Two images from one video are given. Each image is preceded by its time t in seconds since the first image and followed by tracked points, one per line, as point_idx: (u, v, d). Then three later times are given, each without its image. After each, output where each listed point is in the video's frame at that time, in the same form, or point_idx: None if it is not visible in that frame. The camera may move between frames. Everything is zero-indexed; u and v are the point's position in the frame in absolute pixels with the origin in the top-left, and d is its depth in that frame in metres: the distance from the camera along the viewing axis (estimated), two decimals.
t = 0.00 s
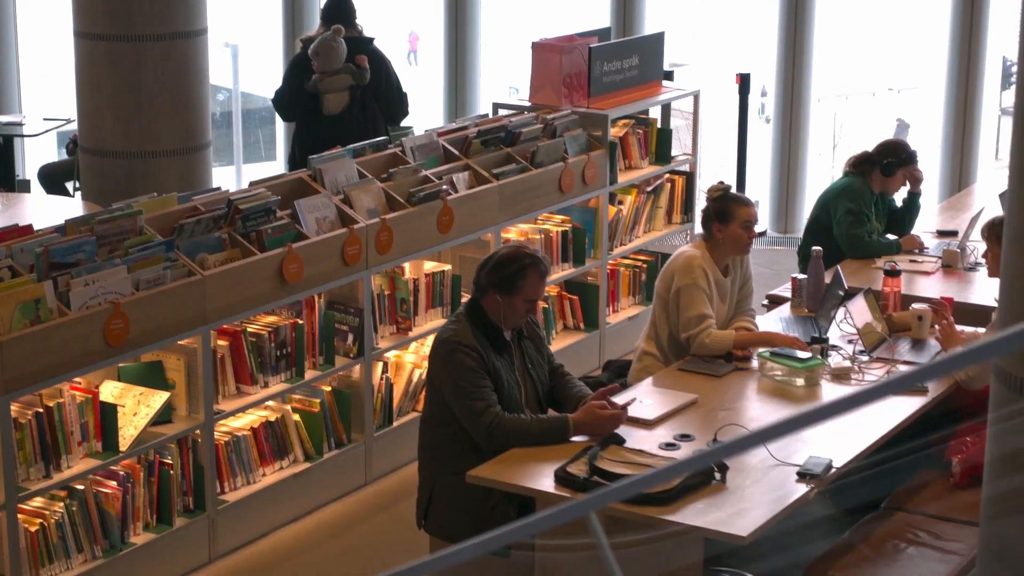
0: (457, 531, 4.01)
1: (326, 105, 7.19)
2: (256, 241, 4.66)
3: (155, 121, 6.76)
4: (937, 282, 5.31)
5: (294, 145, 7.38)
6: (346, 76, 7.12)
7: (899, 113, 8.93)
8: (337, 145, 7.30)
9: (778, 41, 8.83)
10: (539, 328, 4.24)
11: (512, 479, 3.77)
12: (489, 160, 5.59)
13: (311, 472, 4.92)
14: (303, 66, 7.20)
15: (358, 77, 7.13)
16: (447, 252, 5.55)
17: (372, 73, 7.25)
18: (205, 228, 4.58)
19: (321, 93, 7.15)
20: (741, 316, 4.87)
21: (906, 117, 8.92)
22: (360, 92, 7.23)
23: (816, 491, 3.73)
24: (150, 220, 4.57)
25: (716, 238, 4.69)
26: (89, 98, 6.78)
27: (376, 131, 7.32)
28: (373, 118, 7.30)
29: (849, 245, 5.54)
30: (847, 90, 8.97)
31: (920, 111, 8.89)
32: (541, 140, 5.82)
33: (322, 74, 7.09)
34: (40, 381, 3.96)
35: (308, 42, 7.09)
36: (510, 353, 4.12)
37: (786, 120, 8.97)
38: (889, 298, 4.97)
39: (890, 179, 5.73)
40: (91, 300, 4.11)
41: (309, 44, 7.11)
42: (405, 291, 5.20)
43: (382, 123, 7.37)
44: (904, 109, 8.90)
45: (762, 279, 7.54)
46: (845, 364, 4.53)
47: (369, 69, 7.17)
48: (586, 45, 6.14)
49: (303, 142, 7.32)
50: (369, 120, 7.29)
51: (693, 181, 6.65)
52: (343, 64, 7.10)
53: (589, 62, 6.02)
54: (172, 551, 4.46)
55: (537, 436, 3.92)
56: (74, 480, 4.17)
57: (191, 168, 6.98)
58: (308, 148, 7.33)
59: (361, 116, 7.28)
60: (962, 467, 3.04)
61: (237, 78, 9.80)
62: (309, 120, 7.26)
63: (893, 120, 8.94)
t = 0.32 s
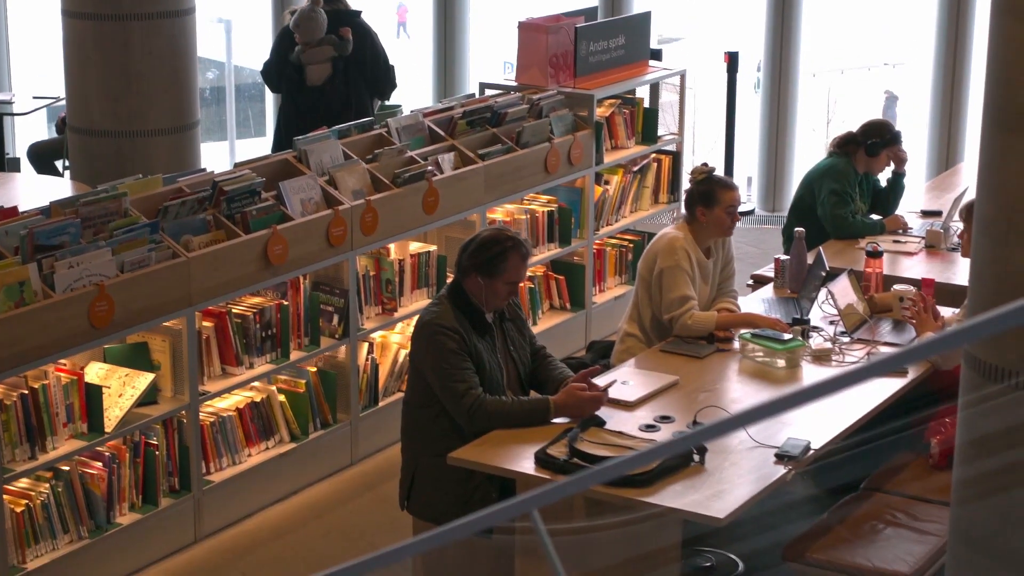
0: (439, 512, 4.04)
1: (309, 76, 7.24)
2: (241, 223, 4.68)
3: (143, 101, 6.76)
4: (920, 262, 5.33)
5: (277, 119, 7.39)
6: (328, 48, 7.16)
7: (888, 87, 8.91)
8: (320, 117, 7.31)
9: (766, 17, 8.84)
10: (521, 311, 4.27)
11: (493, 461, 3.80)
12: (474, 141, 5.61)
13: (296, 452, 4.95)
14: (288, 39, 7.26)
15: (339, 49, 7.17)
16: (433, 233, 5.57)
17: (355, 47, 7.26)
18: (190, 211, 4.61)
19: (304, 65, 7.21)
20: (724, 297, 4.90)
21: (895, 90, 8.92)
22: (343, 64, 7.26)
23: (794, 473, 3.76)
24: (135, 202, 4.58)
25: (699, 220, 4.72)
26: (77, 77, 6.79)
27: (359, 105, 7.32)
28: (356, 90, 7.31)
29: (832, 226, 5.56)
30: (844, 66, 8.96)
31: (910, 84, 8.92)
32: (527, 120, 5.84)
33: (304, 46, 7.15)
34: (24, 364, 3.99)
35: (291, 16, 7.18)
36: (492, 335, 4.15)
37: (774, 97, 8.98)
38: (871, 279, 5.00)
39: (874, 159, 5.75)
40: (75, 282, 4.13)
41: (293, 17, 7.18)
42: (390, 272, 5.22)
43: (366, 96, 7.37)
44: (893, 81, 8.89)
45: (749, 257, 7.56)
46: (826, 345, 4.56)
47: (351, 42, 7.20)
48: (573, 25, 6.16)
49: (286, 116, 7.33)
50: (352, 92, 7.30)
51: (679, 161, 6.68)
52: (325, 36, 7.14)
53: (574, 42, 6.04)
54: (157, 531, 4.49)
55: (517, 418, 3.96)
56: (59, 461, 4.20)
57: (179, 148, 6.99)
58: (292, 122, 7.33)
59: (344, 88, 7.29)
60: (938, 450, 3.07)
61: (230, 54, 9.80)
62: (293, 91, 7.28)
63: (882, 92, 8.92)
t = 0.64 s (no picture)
0: (421, 511, 4.07)
1: (297, 64, 7.28)
2: (227, 220, 4.69)
3: (131, 96, 6.78)
4: (904, 258, 5.36)
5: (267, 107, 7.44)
6: (315, 37, 7.16)
7: (877, 75, 8.87)
8: (308, 105, 7.34)
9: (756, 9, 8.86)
10: (503, 308, 4.29)
11: (475, 459, 3.82)
12: (461, 137, 5.63)
13: (282, 448, 4.98)
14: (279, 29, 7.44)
15: (326, 38, 7.15)
16: (420, 229, 5.60)
17: (344, 39, 7.27)
18: (176, 207, 4.60)
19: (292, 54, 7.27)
20: (706, 294, 4.93)
21: (884, 80, 8.88)
22: (331, 54, 7.27)
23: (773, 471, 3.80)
24: (121, 200, 4.59)
25: (682, 218, 4.75)
26: (66, 72, 6.81)
27: (348, 95, 7.35)
28: (344, 79, 7.32)
29: (817, 222, 5.59)
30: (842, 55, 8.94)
31: (901, 75, 8.91)
32: (514, 116, 5.86)
33: (294, 35, 7.15)
34: (10, 361, 4.01)
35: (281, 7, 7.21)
36: (475, 333, 4.17)
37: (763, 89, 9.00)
38: (853, 276, 5.04)
39: (859, 155, 5.77)
40: (61, 280, 4.15)
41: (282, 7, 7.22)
42: (376, 268, 5.25)
43: (354, 85, 7.38)
44: (880, 71, 8.85)
45: (737, 251, 7.59)
46: (807, 342, 4.59)
47: (339, 32, 7.19)
48: (560, 20, 6.18)
49: (275, 104, 7.38)
50: (340, 81, 7.31)
51: (667, 155, 6.72)
52: (312, 26, 7.13)
53: (562, 37, 6.06)
54: (143, 528, 4.52)
55: (500, 415, 3.98)
56: (46, 458, 4.23)
57: (167, 143, 7.01)
58: (280, 111, 7.37)
59: (331, 79, 7.30)
60: (915, 450, 3.10)
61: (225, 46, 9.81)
62: (281, 79, 7.32)
63: (871, 81, 8.88)
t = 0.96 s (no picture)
0: (405, 516, 4.11)
1: (292, 66, 7.28)
2: (214, 225, 4.72)
3: (122, 99, 6.80)
4: (890, 262, 5.39)
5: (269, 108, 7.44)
6: (312, 40, 7.15)
7: (865, 74, 8.90)
8: (304, 106, 7.39)
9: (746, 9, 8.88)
10: (487, 314, 4.32)
11: (459, 465, 3.85)
12: (449, 141, 5.66)
13: (270, 452, 5.01)
14: (277, 31, 7.43)
15: (323, 42, 7.15)
16: (408, 233, 5.63)
17: (340, 41, 7.29)
18: (163, 213, 4.63)
19: (287, 56, 7.26)
20: (691, 299, 4.97)
21: (873, 78, 8.91)
22: (326, 56, 7.29)
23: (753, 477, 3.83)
24: (108, 206, 4.62)
25: (667, 224, 4.78)
26: (57, 76, 6.83)
27: (343, 95, 7.38)
28: (340, 81, 7.35)
29: (803, 226, 5.62)
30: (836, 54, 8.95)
31: (888, 73, 8.88)
32: (502, 121, 5.89)
33: (289, 38, 7.16)
34: None
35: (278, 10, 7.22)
36: (459, 338, 4.20)
37: (753, 89, 9.04)
38: (837, 280, 5.07)
39: (846, 160, 5.79)
40: (48, 286, 4.18)
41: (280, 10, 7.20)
42: (364, 273, 5.28)
43: (350, 87, 7.41)
44: (870, 70, 8.88)
45: (725, 254, 7.62)
46: (790, 347, 4.62)
47: (336, 34, 7.21)
48: (548, 24, 6.22)
49: (272, 101, 7.41)
50: (336, 83, 7.34)
51: (655, 159, 6.74)
52: (309, 28, 7.14)
53: (549, 42, 6.09)
54: (131, 532, 4.55)
55: (483, 420, 4.01)
56: (33, 463, 4.25)
57: (159, 147, 7.02)
58: (277, 110, 7.41)
59: (328, 79, 7.32)
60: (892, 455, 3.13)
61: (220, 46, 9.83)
62: (278, 80, 7.35)
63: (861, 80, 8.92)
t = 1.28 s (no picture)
0: (389, 520, 4.13)
1: (297, 71, 7.31)
2: (200, 231, 4.75)
3: (111, 104, 6.83)
4: (874, 266, 5.41)
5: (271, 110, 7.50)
6: (316, 46, 7.22)
7: (854, 71, 8.73)
8: (305, 109, 7.41)
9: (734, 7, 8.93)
10: (470, 319, 4.35)
11: (441, 470, 3.88)
12: (435, 146, 5.68)
13: (256, 456, 5.04)
14: (282, 34, 7.49)
15: (327, 47, 7.23)
16: (395, 238, 5.65)
17: (343, 47, 7.30)
18: (149, 220, 4.65)
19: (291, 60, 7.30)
20: (674, 304, 5.00)
21: (862, 75, 8.73)
22: (330, 60, 7.31)
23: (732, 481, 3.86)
24: (94, 212, 4.64)
25: (650, 230, 4.81)
26: (47, 80, 6.86)
27: (347, 101, 7.43)
28: (343, 85, 7.37)
29: (787, 230, 5.65)
30: (832, 54, 8.80)
31: (879, 71, 8.70)
32: (488, 125, 5.92)
33: (295, 42, 7.21)
34: None
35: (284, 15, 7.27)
36: (441, 344, 4.23)
37: (741, 93, 9.07)
38: (820, 285, 5.10)
39: (831, 164, 5.82)
40: (33, 293, 4.19)
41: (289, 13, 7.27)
42: (350, 278, 5.31)
43: (353, 91, 7.44)
44: (862, 69, 8.70)
45: (713, 257, 7.65)
46: (772, 352, 4.65)
47: (341, 40, 7.26)
48: (535, 29, 6.25)
49: (274, 104, 7.47)
50: (338, 86, 7.37)
51: (642, 163, 6.78)
52: (314, 34, 7.20)
53: (536, 46, 6.12)
54: (117, 536, 4.57)
55: (465, 426, 4.04)
56: (19, 468, 4.28)
57: (148, 151, 7.05)
58: (278, 112, 7.46)
59: (331, 83, 7.37)
60: (866, 462, 3.16)
61: (215, 46, 9.86)
62: (283, 85, 7.43)
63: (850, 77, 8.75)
